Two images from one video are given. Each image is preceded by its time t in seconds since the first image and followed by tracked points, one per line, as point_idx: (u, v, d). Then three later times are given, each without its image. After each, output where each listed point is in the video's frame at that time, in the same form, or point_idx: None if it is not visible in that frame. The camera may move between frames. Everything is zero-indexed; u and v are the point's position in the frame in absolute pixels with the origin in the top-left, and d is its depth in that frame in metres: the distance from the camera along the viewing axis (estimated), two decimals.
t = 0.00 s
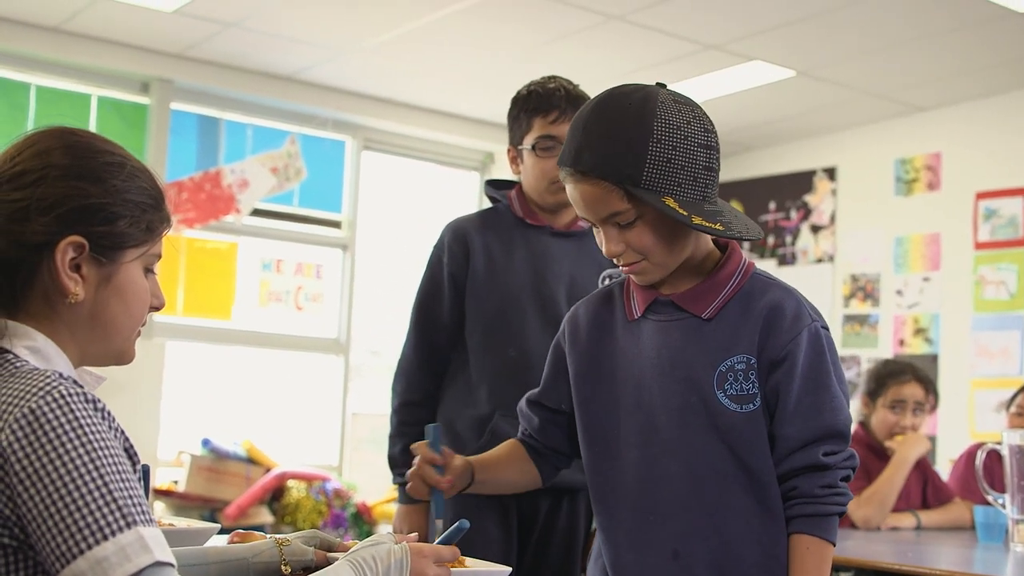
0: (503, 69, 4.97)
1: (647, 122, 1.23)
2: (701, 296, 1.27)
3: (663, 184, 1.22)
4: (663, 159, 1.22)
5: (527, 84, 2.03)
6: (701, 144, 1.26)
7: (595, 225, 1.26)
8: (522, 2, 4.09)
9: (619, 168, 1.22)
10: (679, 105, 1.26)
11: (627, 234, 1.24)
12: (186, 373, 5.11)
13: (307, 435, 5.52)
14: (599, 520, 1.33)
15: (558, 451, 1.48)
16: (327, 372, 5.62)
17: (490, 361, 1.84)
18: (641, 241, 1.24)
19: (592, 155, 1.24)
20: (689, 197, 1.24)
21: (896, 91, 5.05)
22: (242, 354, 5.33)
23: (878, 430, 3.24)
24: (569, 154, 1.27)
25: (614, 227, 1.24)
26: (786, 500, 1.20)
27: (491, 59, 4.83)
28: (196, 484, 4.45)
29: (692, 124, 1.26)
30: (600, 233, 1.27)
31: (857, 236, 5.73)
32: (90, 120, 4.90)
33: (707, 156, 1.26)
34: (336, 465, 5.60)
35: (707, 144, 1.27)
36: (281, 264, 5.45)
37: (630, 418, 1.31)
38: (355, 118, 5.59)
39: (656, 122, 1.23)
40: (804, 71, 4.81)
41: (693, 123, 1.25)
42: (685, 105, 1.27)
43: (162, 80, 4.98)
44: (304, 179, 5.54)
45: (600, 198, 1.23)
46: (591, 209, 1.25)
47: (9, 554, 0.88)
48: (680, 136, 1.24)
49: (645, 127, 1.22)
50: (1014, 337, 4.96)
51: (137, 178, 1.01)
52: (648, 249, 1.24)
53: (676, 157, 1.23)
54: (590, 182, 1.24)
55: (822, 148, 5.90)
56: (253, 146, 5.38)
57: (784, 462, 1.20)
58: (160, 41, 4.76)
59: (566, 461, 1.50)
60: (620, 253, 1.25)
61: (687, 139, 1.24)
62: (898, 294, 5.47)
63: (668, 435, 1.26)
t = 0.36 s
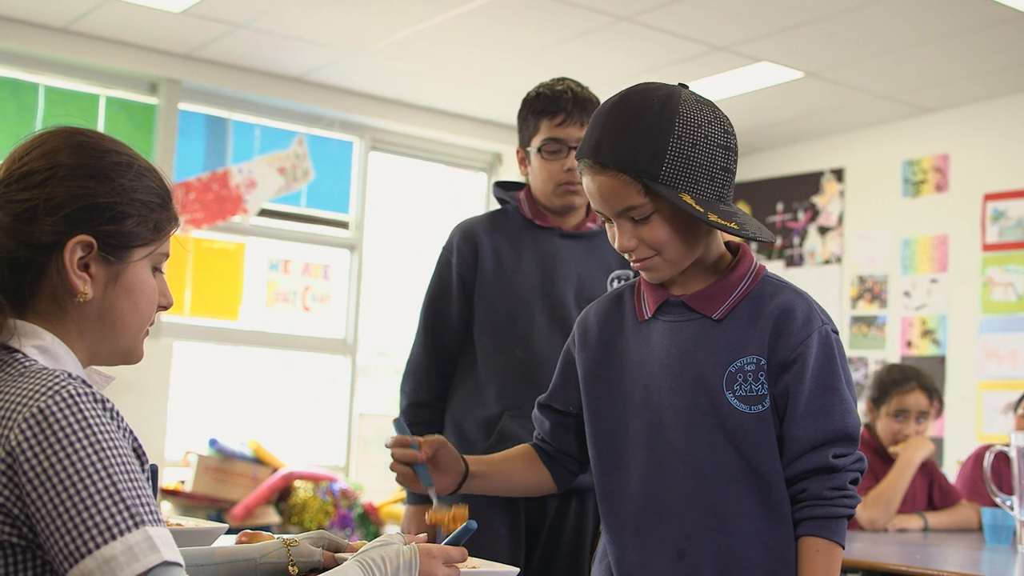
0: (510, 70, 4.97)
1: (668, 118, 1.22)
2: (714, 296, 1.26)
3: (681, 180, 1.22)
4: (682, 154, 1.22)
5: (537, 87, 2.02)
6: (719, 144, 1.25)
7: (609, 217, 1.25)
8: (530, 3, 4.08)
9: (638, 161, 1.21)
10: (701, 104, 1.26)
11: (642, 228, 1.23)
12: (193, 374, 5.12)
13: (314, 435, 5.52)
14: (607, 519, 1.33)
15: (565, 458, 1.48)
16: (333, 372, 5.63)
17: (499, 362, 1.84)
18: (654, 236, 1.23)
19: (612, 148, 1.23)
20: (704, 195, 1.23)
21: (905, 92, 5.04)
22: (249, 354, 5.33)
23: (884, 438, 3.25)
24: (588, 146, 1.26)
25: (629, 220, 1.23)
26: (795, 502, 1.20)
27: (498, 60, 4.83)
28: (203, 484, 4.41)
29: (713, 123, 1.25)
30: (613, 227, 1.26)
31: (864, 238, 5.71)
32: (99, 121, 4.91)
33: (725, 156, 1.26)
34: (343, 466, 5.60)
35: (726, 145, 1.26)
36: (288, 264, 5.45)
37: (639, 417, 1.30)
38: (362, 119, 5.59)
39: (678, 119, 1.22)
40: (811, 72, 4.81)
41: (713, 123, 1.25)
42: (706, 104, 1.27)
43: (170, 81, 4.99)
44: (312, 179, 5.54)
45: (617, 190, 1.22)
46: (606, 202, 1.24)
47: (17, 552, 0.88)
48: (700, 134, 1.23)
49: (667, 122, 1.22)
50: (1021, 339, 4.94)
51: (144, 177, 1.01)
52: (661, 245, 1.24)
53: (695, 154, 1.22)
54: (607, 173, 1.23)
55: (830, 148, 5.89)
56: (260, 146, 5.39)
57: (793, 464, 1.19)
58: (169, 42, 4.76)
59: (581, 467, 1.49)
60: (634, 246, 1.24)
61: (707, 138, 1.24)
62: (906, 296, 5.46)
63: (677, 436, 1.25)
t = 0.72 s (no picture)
0: (511, 72, 4.97)
1: (671, 113, 1.23)
2: (718, 297, 1.26)
3: (680, 173, 1.22)
4: (683, 149, 1.22)
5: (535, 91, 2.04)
6: (720, 144, 1.26)
7: (608, 209, 1.25)
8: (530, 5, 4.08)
9: (638, 152, 1.22)
10: (705, 103, 1.27)
11: (638, 220, 1.23)
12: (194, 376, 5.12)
13: (314, 437, 5.52)
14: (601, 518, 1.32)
15: (537, 433, 1.45)
16: (333, 373, 5.63)
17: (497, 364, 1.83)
18: (651, 230, 1.23)
19: (613, 139, 1.24)
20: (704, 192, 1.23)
21: (905, 94, 5.04)
22: (249, 356, 5.33)
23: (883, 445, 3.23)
24: (592, 138, 1.27)
25: (626, 212, 1.23)
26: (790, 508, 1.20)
27: (498, 62, 4.83)
28: (204, 486, 4.43)
29: (717, 122, 1.26)
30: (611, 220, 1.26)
31: (864, 239, 5.71)
32: (99, 122, 4.91)
33: (727, 156, 1.26)
34: (343, 468, 5.59)
35: (728, 145, 1.27)
36: (289, 266, 5.45)
37: (634, 417, 1.30)
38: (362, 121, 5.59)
39: (681, 113, 1.23)
40: (812, 74, 4.80)
41: (717, 122, 1.26)
42: (711, 105, 1.28)
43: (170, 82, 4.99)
44: (312, 181, 5.54)
45: (615, 179, 1.23)
46: (605, 192, 1.24)
47: (16, 554, 0.87)
48: (701, 132, 1.24)
49: (669, 116, 1.23)
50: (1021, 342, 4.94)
51: (133, 171, 1.00)
52: (657, 239, 1.23)
53: (696, 150, 1.23)
54: (608, 164, 1.24)
55: (830, 150, 5.88)
56: (260, 148, 5.40)
57: (789, 470, 1.19)
58: (169, 43, 4.76)
59: (548, 445, 1.45)
60: (631, 239, 1.24)
61: (708, 136, 1.24)
62: (906, 298, 5.46)
63: (674, 436, 1.25)
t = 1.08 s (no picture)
0: (513, 80, 4.98)
1: (704, 108, 1.16)
2: (740, 303, 1.17)
3: (702, 163, 1.15)
4: (707, 143, 1.15)
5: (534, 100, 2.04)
6: (752, 149, 1.17)
7: (628, 190, 1.20)
8: (532, 13, 4.09)
9: (660, 134, 1.16)
10: (745, 109, 1.19)
11: (652, 205, 1.17)
12: (194, 384, 5.12)
13: (315, 444, 5.52)
14: (603, 519, 1.23)
15: (537, 394, 1.29)
16: (334, 381, 5.63)
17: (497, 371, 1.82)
18: (662, 218, 1.16)
19: (644, 119, 1.19)
20: (725, 190, 1.15)
21: (906, 102, 5.04)
22: (250, 363, 5.33)
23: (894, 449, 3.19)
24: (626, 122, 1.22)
25: (643, 194, 1.17)
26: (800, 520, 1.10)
27: (500, 70, 4.83)
28: (204, 493, 4.37)
29: (753, 126, 1.18)
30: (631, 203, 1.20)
31: (865, 248, 5.71)
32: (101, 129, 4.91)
33: (757, 164, 1.17)
34: (344, 475, 5.59)
35: (760, 153, 1.18)
36: (290, 273, 5.46)
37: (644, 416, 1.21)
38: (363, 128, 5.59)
39: (714, 107, 1.17)
40: (813, 82, 4.80)
41: (753, 129, 1.17)
42: (751, 111, 1.20)
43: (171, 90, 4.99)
44: (313, 189, 5.55)
45: (637, 159, 1.18)
46: (628, 171, 1.19)
47: (20, 563, 0.87)
48: (732, 129, 1.16)
49: (700, 106, 1.16)
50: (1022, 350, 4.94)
51: (127, 177, 0.97)
52: (669, 229, 1.16)
53: (722, 146, 1.15)
54: (632, 145, 1.19)
55: (831, 158, 5.89)
56: (262, 155, 5.40)
57: (801, 481, 1.10)
58: (171, 51, 4.77)
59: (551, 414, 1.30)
60: (642, 224, 1.17)
61: (739, 136, 1.16)
62: (907, 306, 5.45)
63: (686, 435, 1.16)
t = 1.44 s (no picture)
0: (508, 89, 4.98)
1: (720, 121, 1.18)
2: (762, 312, 1.18)
3: (723, 175, 1.16)
4: (726, 155, 1.17)
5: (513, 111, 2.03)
6: (767, 160, 1.19)
7: (650, 206, 1.20)
8: (528, 22, 4.10)
9: (681, 148, 1.17)
10: (758, 120, 1.22)
11: (677, 219, 1.17)
12: (188, 393, 5.12)
13: (308, 454, 5.50)
14: (611, 522, 1.22)
15: (555, 398, 1.27)
16: (329, 390, 5.61)
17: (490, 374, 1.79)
18: (688, 230, 1.16)
19: (661, 136, 1.19)
20: (746, 199, 1.16)
21: (900, 112, 5.06)
22: (244, 372, 5.32)
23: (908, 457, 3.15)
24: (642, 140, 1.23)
25: (666, 208, 1.17)
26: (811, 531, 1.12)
27: (496, 79, 4.84)
28: (198, 503, 4.43)
29: (767, 136, 1.21)
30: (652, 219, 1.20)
31: (859, 257, 5.72)
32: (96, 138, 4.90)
33: (773, 173, 1.19)
34: (339, 484, 5.56)
35: (776, 163, 1.20)
36: (284, 282, 5.45)
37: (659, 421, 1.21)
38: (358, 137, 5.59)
39: (730, 120, 1.19)
40: (807, 92, 4.82)
41: (767, 140, 1.20)
42: (763, 123, 1.23)
43: (166, 99, 4.99)
44: (308, 198, 5.55)
45: (659, 173, 1.18)
46: (649, 186, 1.19)
47: None
48: (749, 141, 1.18)
49: (718, 120, 1.18)
50: (1016, 360, 4.95)
51: (121, 187, 0.97)
52: (693, 239, 1.16)
53: (742, 158, 1.17)
54: (653, 161, 1.19)
55: (825, 168, 5.91)
56: (257, 164, 5.40)
57: (815, 491, 1.12)
58: (166, 60, 4.77)
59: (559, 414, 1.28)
60: (666, 237, 1.17)
61: (755, 147, 1.18)
62: (901, 315, 5.45)
63: (706, 440, 1.16)
